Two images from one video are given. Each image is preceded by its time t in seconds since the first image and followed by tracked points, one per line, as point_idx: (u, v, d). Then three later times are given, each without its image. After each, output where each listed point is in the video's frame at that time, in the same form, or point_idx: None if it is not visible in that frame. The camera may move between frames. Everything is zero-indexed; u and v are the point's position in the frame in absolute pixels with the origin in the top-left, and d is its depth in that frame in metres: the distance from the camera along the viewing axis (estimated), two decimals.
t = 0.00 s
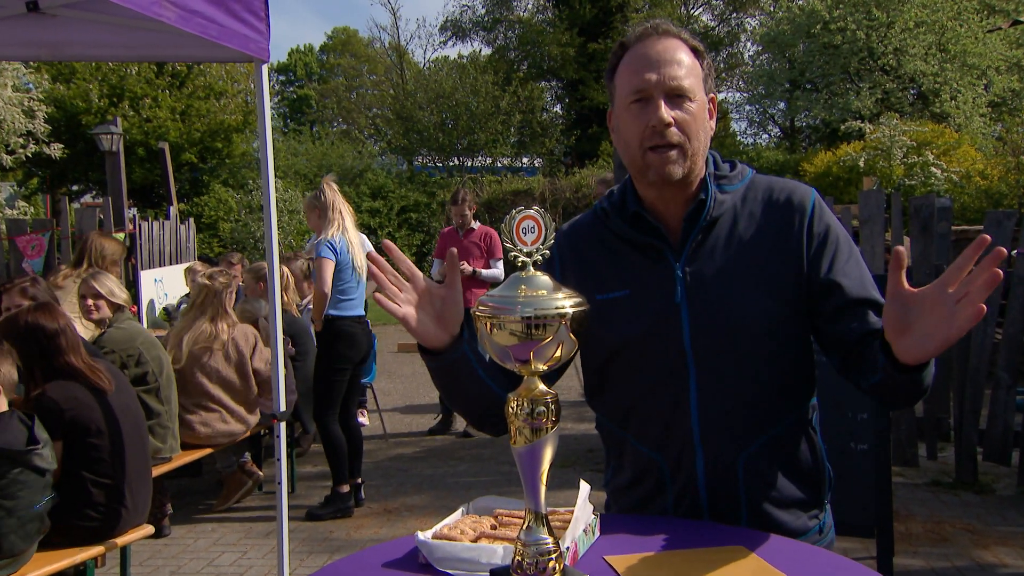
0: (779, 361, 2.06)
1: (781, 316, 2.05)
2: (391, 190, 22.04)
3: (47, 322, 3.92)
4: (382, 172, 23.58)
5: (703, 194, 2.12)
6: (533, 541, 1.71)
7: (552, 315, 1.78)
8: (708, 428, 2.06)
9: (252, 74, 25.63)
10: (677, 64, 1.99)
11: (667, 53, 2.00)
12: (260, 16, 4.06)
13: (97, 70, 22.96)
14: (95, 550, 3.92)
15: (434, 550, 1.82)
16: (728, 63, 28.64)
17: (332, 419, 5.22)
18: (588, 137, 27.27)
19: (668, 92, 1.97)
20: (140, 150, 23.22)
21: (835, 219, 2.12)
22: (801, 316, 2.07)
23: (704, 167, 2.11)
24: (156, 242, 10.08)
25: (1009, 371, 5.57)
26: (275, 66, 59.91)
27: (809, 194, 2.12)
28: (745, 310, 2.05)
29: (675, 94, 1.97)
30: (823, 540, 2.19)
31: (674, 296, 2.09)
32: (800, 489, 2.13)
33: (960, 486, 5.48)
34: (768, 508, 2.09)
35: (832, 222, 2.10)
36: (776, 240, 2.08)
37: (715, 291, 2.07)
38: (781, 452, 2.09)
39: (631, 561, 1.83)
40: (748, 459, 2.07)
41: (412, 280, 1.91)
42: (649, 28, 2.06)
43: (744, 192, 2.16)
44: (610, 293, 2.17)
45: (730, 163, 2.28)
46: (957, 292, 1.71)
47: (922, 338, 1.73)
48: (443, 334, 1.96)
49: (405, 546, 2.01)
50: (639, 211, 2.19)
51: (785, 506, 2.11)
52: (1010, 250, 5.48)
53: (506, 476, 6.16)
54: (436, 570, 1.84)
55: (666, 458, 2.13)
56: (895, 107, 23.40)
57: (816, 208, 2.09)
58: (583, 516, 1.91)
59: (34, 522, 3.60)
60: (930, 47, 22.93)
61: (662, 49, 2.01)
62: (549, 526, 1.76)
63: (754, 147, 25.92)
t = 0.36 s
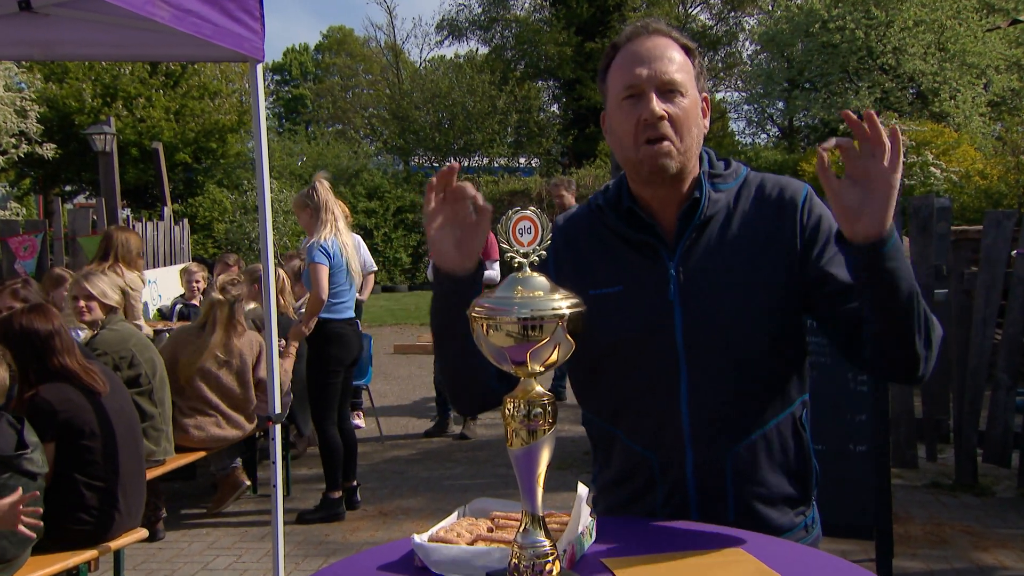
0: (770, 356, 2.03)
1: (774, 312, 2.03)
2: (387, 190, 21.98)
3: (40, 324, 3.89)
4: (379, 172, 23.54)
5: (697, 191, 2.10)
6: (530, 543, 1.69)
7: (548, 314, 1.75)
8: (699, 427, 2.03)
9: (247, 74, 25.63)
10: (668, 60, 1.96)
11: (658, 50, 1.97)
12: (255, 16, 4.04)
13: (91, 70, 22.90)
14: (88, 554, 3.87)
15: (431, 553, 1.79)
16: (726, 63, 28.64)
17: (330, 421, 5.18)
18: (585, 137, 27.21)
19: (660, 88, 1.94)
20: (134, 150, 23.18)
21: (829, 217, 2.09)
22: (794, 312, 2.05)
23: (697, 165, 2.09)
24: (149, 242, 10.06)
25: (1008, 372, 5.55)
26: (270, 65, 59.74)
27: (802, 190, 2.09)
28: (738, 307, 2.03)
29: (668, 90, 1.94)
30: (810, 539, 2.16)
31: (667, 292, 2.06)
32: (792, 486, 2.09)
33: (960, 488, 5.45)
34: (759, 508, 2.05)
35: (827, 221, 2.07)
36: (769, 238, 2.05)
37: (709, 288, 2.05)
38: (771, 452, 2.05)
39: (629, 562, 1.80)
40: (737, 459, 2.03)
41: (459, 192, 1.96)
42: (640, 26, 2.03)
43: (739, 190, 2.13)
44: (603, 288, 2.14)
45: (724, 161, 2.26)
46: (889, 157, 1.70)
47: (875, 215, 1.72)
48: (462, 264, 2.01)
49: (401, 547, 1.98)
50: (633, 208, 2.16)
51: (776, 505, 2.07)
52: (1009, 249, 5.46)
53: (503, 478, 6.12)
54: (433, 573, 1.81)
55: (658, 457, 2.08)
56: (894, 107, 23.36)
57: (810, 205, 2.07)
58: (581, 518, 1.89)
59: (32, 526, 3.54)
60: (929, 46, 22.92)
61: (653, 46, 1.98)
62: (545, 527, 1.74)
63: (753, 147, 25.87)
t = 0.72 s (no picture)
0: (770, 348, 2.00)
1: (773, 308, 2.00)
2: (386, 188, 21.93)
3: (36, 323, 3.86)
4: (377, 169, 23.50)
5: (697, 187, 2.07)
6: (530, 543, 1.68)
7: (547, 313, 1.72)
8: (696, 420, 2.00)
9: (244, 71, 25.60)
10: (669, 57, 1.92)
11: (659, 48, 1.93)
12: (252, 12, 4.00)
13: (87, 67, 22.85)
14: (84, 555, 3.85)
15: (430, 552, 1.77)
16: (728, 60, 28.60)
17: (330, 420, 5.16)
18: (585, 134, 27.15)
19: (660, 88, 1.91)
20: (131, 147, 23.14)
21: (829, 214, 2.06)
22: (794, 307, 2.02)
23: (698, 160, 2.05)
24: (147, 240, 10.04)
25: (1011, 371, 5.52)
26: (268, 62, 59.70)
27: (806, 187, 2.05)
28: (738, 301, 2.00)
29: (667, 89, 1.91)
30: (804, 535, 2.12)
31: (664, 286, 2.04)
32: (787, 484, 2.06)
33: (963, 488, 5.42)
34: (752, 505, 2.02)
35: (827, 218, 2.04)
36: (769, 236, 2.02)
37: (708, 281, 2.02)
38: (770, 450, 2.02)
39: (630, 562, 1.78)
40: (730, 454, 2.00)
41: (424, 223, 1.94)
42: (642, 22, 2.00)
43: (740, 186, 2.10)
44: (604, 282, 2.11)
45: (728, 156, 2.23)
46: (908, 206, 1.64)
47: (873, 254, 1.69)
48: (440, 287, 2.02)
49: (400, 547, 1.95)
50: (635, 203, 2.14)
51: (771, 501, 2.04)
52: (1013, 247, 5.44)
53: (502, 478, 6.09)
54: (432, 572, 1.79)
55: (653, 452, 2.06)
56: (896, 104, 23.28)
57: (811, 202, 2.03)
58: (581, 518, 1.86)
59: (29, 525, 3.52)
60: (933, 42, 22.85)
61: (655, 44, 1.94)
62: (544, 527, 1.72)
63: (754, 144, 25.81)
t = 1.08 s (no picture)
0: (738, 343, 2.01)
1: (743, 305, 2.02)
2: (383, 189, 21.89)
3: (27, 326, 3.80)
4: (374, 170, 23.48)
5: (681, 179, 2.07)
6: (527, 546, 1.65)
7: (545, 316, 1.69)
8: (662, 406, 1.99)
9: (239, 71, 25.57)
10: (665, 53, 1.94)
11: (656, 43, 1.96)
12: (247, 12, 3.98)
13: (81, 67, 22.77)
14: (78, 559, 3.82)
15: (426, 555, 1.74)
16: (726, 60, 28.57)
17: (328, 426, 5.12)
18: (583, 136, 27.12)
19: (655, 80, 1.93)
20: (126, 148, 23.07)
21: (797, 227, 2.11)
22: (762, 306, 2.05)
23: (683, 152, 2.07)
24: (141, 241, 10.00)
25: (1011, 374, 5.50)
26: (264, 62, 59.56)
27: (782, 202, 2.07)
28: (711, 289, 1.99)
29: (661, 82, 1.93)
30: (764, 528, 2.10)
31: (641, 270, 2.04)
32: (749, 479, 2.07)
33: (963, 491, 5.40)
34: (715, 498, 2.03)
35: (795, 229, 2.09)
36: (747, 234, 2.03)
37: (685, 270, 2.01)
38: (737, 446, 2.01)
39: (627, 565, 1.75)
40: (689, 438, 1.99)
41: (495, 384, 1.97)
42: (645, 16, 2.01)
43: (722, 185, 2.10)
44: (580, 264, 2.11)
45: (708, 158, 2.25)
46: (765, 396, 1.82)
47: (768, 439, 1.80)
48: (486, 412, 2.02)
49: (397, 552, 1.92)
50: (618, 190, 2.14)
51: (732, 495, 2.05)
52: (1013, 248, 5.42)
53: (500, 481, 6.06)
54: None
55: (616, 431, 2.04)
56: (896, 105, 23.26)
57: (784, 215, 2.06)
58: (577, 522, 1.83)
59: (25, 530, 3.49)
60: (932, 43, 22.85)
61: (653, 38, 1.96)
62: (541, 531, 1.70)
63: (753, 145, 25.78)
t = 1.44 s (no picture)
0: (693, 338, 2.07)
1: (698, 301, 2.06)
2: (388, 189, 21.92)
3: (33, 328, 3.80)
4: (380, 169, 23.47)
5: (638, 182, 2.10)
6: (535, 547, 1.63)
7: (553, 315, 1.66)
8: (623, 390, 2.01)
9: (245, 70, 25.63)
10: (621, 69, 1.95)
11: (612, 59, 1.96)
12: (253, 11, 3.96)
13: (86, 67, 22.79)
14: (85, 560, 3.81)
15: (433, 556, 1.72)
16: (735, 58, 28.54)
17: (333, 427, 5.14)
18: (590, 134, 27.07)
19: (611, 95, 1.93)
20: (131, 148, 23.10)
21: (746, 230, 2.17)
22: (714, 305, 2.11)
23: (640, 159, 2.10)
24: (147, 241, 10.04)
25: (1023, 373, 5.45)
26: (269, 60, 59.62)
27: (730, 205, 2.14)
28: (668, 289, 2.04)
29: (618, 96, 1.93)
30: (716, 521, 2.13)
31: (601, 267, 2.06)
32: (701, 463, 2.10)
33: (975, 492, 5.35)
34: (669, 479, 2.05)
35: (744, 231, 2.15)
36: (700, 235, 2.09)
37: (644, 270, 2.05)
38: (704, 430, 2.01)
39: (636, 566, 1.73)
40: (648, 424, 2.02)
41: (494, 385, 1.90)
42: (599, 34, 2.01)
43: (677, 189, 2.15)
44: (546, 262, 2.13)
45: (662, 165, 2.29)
46: (707, 362, 1.79)
47: (712, 406, 1.79)
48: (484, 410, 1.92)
49: (405, 553, 1.90)
50: (578, 194, 2.15)
51: (685, 476, 2.07)
52: None
53: (506, 482, 6.04)
54: None
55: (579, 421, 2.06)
56: (907, 102, 23.09)
57: (733, 219, 2.12)
58: (585, 522, 1.81)
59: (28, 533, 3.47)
60: (944, 39, 22.70)
61: (608, 55, 1.97)
62: (550, 532, 1.68)
63: (762, 143, 25.67)
